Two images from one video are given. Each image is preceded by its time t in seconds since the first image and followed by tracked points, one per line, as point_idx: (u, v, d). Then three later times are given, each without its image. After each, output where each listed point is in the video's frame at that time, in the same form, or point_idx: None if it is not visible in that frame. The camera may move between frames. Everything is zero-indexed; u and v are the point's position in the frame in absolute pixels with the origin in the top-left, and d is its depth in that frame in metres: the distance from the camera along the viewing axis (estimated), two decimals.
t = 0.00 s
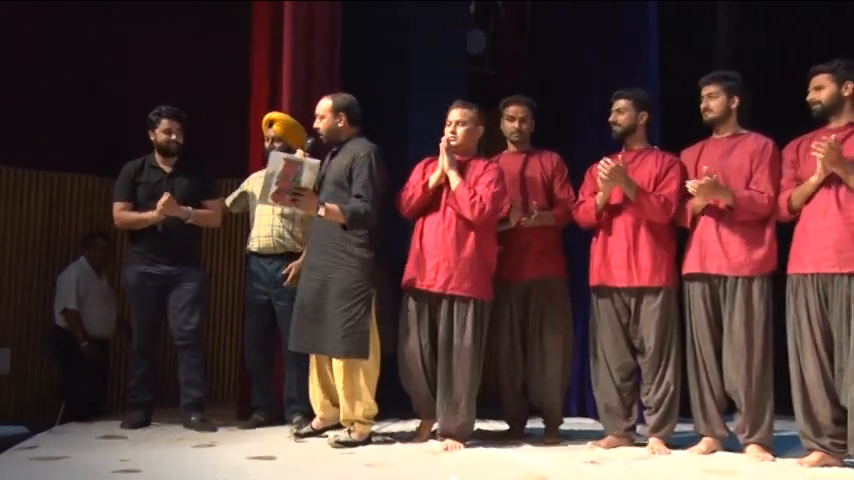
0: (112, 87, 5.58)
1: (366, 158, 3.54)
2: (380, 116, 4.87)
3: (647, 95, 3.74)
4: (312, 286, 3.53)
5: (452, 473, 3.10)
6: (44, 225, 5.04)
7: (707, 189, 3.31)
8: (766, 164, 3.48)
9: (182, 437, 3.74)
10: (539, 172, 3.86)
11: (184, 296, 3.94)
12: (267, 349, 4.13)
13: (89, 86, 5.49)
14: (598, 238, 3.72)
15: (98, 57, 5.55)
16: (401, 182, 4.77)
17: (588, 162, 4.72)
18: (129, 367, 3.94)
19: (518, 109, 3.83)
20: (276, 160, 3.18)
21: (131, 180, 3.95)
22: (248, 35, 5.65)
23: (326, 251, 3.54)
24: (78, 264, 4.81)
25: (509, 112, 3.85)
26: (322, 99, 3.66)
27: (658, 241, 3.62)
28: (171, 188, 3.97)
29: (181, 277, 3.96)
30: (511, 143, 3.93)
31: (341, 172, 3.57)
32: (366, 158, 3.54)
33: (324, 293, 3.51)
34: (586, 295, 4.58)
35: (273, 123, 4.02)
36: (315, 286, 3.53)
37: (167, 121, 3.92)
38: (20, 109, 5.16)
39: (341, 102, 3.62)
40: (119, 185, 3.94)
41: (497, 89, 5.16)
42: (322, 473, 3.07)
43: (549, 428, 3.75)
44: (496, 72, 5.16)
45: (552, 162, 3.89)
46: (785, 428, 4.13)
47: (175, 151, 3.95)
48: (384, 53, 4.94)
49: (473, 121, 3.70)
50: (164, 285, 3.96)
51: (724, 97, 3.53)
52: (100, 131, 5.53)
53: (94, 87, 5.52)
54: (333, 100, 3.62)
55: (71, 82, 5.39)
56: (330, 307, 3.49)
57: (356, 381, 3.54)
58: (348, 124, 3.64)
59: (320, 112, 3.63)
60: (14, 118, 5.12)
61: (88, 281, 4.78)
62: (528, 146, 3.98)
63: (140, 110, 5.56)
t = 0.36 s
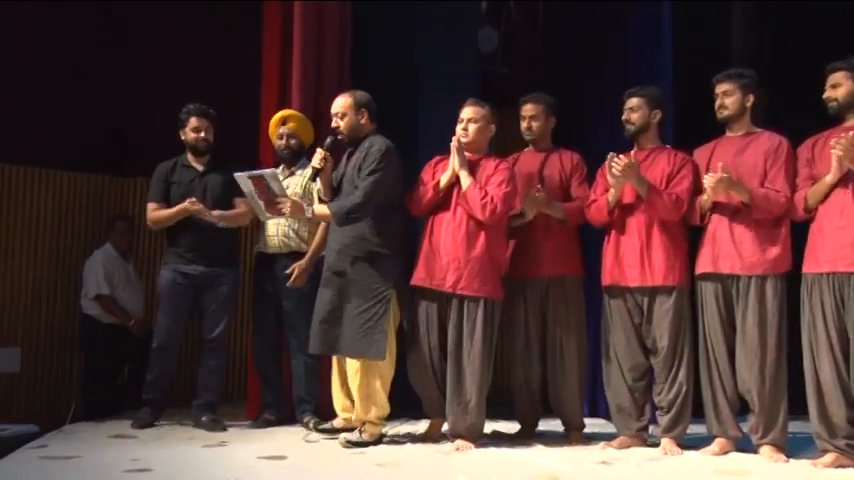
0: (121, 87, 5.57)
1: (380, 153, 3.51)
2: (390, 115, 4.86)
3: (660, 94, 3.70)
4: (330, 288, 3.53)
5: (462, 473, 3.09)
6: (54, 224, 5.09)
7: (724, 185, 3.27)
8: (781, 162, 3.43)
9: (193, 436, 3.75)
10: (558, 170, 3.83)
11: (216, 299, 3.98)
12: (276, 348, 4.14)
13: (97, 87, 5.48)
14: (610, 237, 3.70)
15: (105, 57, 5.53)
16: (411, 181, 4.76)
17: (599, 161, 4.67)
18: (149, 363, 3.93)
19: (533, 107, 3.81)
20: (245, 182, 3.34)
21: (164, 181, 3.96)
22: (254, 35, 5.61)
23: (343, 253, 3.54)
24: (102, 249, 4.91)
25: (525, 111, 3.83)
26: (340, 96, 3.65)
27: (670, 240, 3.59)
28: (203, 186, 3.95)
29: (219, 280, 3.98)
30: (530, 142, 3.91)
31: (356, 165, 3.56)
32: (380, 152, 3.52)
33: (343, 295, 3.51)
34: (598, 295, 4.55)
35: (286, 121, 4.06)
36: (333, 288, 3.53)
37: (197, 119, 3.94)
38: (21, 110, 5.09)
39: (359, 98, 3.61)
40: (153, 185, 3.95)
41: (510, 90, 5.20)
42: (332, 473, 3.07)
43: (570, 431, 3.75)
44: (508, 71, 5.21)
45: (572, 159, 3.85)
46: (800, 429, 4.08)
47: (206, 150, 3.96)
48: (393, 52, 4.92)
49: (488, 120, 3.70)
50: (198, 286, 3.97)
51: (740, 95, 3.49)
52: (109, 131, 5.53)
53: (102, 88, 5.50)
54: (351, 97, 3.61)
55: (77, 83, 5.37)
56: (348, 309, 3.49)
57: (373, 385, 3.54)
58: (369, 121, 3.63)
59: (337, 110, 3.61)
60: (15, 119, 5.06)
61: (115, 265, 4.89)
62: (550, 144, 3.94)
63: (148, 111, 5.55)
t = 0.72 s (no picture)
0: (122, 87, 5.57)
1: (385, 153, 3.51)
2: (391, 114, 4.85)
3: (663, 91, 3.70)
4: (335, 285, 3.53)
5: (465, 471, 3.09)
6: (56, 224, 5.08)
7: (731, 182, 3.27)
8: (785, 160, 3.43)
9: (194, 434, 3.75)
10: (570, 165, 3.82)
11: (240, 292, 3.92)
12: (278, 347, 4.12)
13: (98, 87, 5.47)
14: (613, 234, 3.69)
15: (106, 57, 5.52)
16: (413, 179, 4.76)
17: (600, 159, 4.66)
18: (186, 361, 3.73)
19: (543, 105, 3.81)
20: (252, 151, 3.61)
21: (186, 175, 3.88)
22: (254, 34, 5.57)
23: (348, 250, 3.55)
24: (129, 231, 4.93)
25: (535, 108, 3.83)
26: (352, 93, 3.65)
27: (674, 238, 3.59)
28: (225, 184, 3.85)
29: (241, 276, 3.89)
30: (545, 140, 3.91)
31: (357, 160, 3.57)
32: (385, 152, 3.51)
33: (347, 292, 3.51)
34: (600, 294, 4.55)
35: (293, 116, 4.06)
36: (338, 285, 3.53)
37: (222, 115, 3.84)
38: (21, 110, 5.07)
39: (369, 97, 3.60)
40: (174, 179, 3.88)
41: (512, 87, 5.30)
42: (334, 470, 3.07)
43: (573, 427, 3.75)
44: (511, 68, 5.29)
45: (585, 154, 3.85)
46: (803, 428, 4.07)
47: (228, 145, 3.86)
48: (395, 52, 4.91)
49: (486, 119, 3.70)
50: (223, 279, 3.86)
51: (745, 92, 3.49)
52: (110, 131, 5.53)
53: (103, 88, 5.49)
54: (362, 95, 3.60)
55: (79, 83, 5.36)
56: (350, 306, 3.49)
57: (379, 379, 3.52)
58: (375, 120, 3.61)
59: (348, 107, 3.62)
60: (15, 118, 5.03)
61: (139, 244, 4.89)
62: (563, 141, 3.92)
63: (150, 110, 5.57)
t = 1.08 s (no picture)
0: (121, 87, 5.56)
1: (384, 159, 3.51)
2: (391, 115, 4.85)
3: (663, 94, 3.70)
4: (337, 287, 3.55)
5: (464, 473, 3.09)
6: (54, 225, 5.07)
7: (731, 184, 3.25)
8: (784, 163, 3.43)
9: (194, 436, 3.75)
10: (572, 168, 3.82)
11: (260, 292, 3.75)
12: (276, 349, 4.11)
13: (98, 87, 5.46)
14: (611, 236, 3.70)
15: (106, 57, 5.50)
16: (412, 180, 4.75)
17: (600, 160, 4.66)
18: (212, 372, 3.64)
19: (544, 116, 3.83)
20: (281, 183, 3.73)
21: (196, 181, 3.70)
22: (252, 35, 5.57)
23: (348, 253, 3.56)
24: (143, 228, 4.99)
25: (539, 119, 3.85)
26: (354, 98, 3.66)
27: (673, 240, 3.58)
28: (238, 186, 3.71)
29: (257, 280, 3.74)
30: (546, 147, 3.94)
31: (358, 164, 3.58)
32: (386, 158, 3.51)
33: (348, 294, 3.51)
34: (600, 296, 4.55)
35: (295, 119, 4.03)
36: (338, 287, 3.54)
37: (232, 116, 3.71)
38: (21, 110, 5.06)
39: (370, 102, 3.61)
40: (184, 186, 3.68)
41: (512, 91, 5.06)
42: (334, 472, 3.07)
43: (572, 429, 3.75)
44: (511, 71, 5.05)
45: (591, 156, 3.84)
46: (801, 429, 4.08)
47: (234, 145, 3.71)
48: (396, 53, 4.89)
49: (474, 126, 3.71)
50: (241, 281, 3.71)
51: (745, 94, 3.49)
52: (109, 131, 5.52)
53: (103, 88, 5.48)
54: (364, 100, 3.61)
55: (78, 83, 5.35)
56: (348, 307, 3.50)
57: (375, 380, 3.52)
58: (375, 125, 3.61)
59: (349, 111, 3.64)
60: (15, 118, 5.03)
61: (150, 242, 4.94)
62: (569, 143, 3.92)
63: (149, 110, 5.55)
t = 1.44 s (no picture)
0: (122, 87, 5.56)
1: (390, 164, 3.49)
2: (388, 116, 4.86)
3: (660, 96, 3.71)
4: (340, 293, 3.55)
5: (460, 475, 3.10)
6: (51, 225, 5.04)
7: (727, 185, 3.27)
8: (779, 165, 3.44)
9: (189, 438, 3.76)
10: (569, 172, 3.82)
11: (276, 297, 3.70)
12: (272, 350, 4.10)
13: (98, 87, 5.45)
14: (608, 238, 3.70)
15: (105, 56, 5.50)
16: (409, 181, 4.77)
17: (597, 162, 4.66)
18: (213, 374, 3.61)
19: (549, 117, 3.81)
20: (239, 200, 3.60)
21: (205, 177, 3.68)
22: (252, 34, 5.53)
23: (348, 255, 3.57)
24: (148, 210, 4.92)
25: (540, 118, 3.84)
26: (353, 99, 3.65)
27: (668, 242, 3.59)
28: (246, 182, 3.68)
29: (267, 277, 3.71)
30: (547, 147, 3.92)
31: (361, 170, 3.56)
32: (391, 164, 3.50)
33: (352, 297, 3.51)
34: (597, 298, 4.56)
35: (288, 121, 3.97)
36: (341, 291, 3.55)
37: (236, 112, 3.64)
38: (21, 110, 5.05)
39: (371, 104, 3.60)
40: (193, 184, 3.66)
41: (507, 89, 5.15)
42: (330, 475, 3.08)
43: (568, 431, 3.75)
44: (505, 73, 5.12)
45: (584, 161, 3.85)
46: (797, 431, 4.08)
47: (241, 141, 3.66)
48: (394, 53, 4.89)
49: (473, 130, 3.73)
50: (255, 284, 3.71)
51: (737, 98, 3.50)
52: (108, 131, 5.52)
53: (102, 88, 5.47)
54: (363, 102, 3.60)
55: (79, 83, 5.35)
56: (352, 309, 3.51)
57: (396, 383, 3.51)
58: (373, 128, 3.61)
59: (348, 113, 3.62)
60: (15, 118, 5.02)
61: (156, 220, 4.85)
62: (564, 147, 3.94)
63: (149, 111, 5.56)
